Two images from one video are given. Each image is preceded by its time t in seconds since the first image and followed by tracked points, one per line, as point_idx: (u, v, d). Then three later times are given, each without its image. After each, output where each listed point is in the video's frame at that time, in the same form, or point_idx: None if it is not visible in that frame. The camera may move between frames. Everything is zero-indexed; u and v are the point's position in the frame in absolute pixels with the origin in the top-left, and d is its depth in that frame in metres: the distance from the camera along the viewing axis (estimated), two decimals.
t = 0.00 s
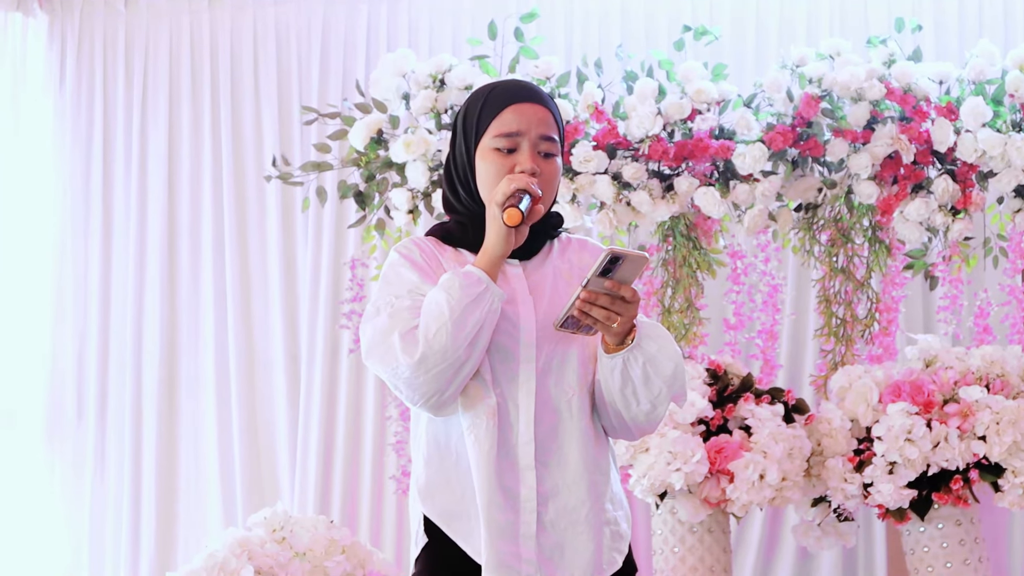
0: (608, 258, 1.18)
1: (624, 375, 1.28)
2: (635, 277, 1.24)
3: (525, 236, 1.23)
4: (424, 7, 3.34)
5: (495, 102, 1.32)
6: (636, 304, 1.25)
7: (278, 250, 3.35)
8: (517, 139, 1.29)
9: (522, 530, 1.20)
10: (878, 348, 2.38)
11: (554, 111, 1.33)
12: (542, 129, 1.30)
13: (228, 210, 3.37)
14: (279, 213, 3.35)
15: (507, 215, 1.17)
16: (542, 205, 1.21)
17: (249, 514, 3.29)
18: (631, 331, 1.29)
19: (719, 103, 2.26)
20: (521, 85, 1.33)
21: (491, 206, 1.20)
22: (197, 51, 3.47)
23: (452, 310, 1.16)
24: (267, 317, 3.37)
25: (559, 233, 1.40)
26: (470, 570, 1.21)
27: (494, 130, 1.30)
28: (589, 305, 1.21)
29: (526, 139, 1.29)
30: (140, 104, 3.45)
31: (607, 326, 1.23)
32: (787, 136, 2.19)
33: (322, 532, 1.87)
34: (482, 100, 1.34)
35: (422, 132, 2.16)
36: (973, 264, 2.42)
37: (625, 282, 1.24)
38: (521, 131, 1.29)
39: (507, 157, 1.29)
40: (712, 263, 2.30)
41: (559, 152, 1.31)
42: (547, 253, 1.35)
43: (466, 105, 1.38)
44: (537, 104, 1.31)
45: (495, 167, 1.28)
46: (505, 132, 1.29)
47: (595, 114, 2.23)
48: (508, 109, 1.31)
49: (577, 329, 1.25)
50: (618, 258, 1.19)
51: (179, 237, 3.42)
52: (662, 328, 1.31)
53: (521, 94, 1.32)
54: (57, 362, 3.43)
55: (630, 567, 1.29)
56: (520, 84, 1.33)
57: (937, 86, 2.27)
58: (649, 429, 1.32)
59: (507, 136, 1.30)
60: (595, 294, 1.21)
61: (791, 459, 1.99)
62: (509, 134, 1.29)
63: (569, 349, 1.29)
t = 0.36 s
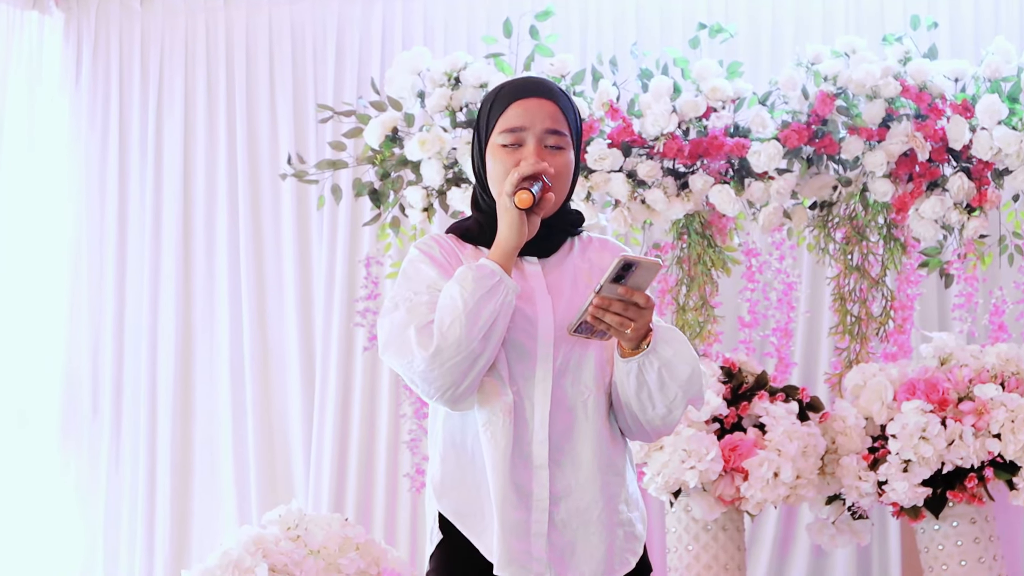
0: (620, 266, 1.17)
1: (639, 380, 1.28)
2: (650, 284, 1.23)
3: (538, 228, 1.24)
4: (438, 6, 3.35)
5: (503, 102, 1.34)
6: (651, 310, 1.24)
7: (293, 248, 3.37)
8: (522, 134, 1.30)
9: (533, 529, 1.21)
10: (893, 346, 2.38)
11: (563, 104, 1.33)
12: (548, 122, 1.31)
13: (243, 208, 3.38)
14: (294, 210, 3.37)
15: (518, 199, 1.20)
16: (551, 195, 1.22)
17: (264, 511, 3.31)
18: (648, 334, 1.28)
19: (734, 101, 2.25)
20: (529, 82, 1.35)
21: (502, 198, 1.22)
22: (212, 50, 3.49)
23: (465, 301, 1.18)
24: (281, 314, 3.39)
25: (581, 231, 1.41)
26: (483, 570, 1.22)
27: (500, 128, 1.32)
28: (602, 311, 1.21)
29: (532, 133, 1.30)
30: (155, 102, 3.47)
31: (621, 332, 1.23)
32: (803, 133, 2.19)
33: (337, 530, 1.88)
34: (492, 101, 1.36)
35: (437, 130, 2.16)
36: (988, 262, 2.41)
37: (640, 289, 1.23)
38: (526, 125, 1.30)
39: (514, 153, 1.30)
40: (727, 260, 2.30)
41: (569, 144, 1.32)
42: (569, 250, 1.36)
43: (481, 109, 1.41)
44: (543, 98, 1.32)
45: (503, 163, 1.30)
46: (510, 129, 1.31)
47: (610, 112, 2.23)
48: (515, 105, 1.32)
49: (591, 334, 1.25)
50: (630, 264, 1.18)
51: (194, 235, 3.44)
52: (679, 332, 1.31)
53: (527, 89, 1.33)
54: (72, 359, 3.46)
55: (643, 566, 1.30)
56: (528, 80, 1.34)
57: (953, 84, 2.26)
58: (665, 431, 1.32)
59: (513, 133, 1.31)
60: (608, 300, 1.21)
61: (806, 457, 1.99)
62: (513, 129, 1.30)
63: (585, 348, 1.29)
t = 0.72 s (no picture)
0: (628, 287, 1.17)
1: (645, 394, 1.28)
2: (658, 302, 1.22)
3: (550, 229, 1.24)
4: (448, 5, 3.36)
5: (512, 104, 1.35)
6: (658, 329, 1.24)
7: (304, 247, 3.38)
8: (531, 136, 1.31)
9: (536, 531, 1.21)
10: (903, 346, 2.37)
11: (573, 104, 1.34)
12: (557, 123, 1.31)
13: (253, 206, 3.40)
14: (304, 209, 3.38)
15: (532, 201, 1.20)
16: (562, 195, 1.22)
17: (275, 510, 3.32)
18: (656, 350, 1.28)
19: (744, 100, 2.25)
20: (538, 82, 1.35)
21: (514, 199, 1.22)
22: (223, 49, 3.50)
23: (476, 303, 1.18)
24: (291, 313, 3.40)
25: (598, 235, 1.41)
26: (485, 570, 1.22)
27: (509, 130, 1.33)
28: (610, 329, 1.21)
29: (541, 135, 1.31)
30: (166, 101, 3.49)
31: (628, 349, 1.23)
32: (813, 133, 2.19)
33: (347, 529, 1.89)
34: (503, 103, 1.37)
35: (447, 129, 2.17)
36: (999, 261, 2.41)
37: (647, 308, 1.23)
38: (535, 127, 1.31)
39: (523, 155, 1.30)
40: (737, 260, 2.30)
41: (580, 144, 1.32)
42: (585, 252, 1.37)
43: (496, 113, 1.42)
44: (552, 99, 1.33)
45: (512, 166, 1.31)
46: (518, 131, 1.31)
47: (621, 111, 2.23)
48: (523, 107, 1.33)
49: (599, 349, 1.25)
50: (639, 285, 1.18)
51: (204, 234, 3.45)
52: (688, 347, 1.30)
53: (535, 91, 1.34)
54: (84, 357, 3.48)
55: (652, 567, 1.30)
56: (538, 81, 1.35)
57: (963, 83, 2.25)
58: (671, 441, 1.32)
59: (522, 135, 1.32)
60: (615, 319, 1.21)
61: (816, 457, 1.99)
62: (521, 131, 1.31)
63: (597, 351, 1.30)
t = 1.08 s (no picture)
0: (635, 256, 1.19)
1: (656, 377, 1.28)
2: (664, 275, 1.24)
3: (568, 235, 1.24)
4: (456, 7, 3.36)
5: (537, 104, 1.35)
6: (666, 304, 1.25)
7: (312, 248, 3.38)
8: (555, 139, 1.31)
9: (551, 529, 1.22)
10: (912, 348, 2.37)
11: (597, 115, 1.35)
12: (581, 130, 1.32)
13: (261, 208, 3.40)
14: (313, 211, 3.38)
15: (564, 211, 1.18)
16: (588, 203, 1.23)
17: (283, 511, 3.33)
18: (664, 331, 1.29)
19: (752, 102, 2.26)
20: (564, 86, 1.36)
21: (537, 201, 1.22)
22: (231, 51, 3.51)
23: (492, 303, 1.18)
24: (299, 315, 3.41)
25: (602, 235, 1.42)
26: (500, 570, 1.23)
27: (533, 130, 1.33)
28: (618, 304, 1.21)
29: (564, 140, 1.31)
30: (175, 103, 3.50)
31: (637, 325, 1.23)
32: (821, 134, 2.19)
33: (355, 531, 1.89)
34: (526, 101, 1.37)
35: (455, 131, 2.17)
36: (1008, 263, 2.41)
37: (654, 281, 1.24)
38: (560, 131, 1.31)
39: (545, 157, 1.31)
40: (746, 261, 2.30)
41: (598, 154, 1.33)
42: (588, 253, 1.38)
43: (511, 108, 1.42)
44: (578, 106, 1.34)
45: (532, 165, 1.31)
46: (543, 132, 1.31)
47: (628, 113, 2.23)
48: (549, 109, 1.33)
49: (608, 330, 1.26)
50: (644, 255, 1.20)
51: (213, 236, 3.46)
52: (697, 331, 1.31)
53: (564, 95, 1.34)
54: (92, 358, 3.50)
55: (664, 568, 1.30)
56: (565, 85, 1.36)
57: (971, 84, 2.26)
58: (685, 432, 1.32)
59: (545, 136, 1.32)
60: (624, 294, 1.22)
61: (824, 458, 1.99)
62: (547, 133, 1.31)
63: (604, 349, 1.30)
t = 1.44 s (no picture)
0: (643, 261, 1.17)
1: (656, 385, 1.29)
2: (671, 282, 1.23)
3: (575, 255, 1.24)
4: (457, 11, 3.37)
5: (556, 114, 1.34)
6: (671, 310, 1.25)
7: (313, 252, 3.39)
8: (570, 155, 1.31)
9: (548, 539, 1.21)
10: (912, 352, 2.37)
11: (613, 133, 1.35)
12: (597, 149, 1.32)
13: (262, 212, 3.41)
14: (314, 215, 3.39)
15: (582, 251, 1.13)
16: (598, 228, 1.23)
17: (284, 514, 3.33)
18: (665, 341, 1.31)
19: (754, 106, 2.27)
20: (585, 99, 1.35)
21: (549, 224, 1.21)
22: (232, 54, 3.52)
23: (498, 325, 1.18)
24: (300, 319, 3.41)
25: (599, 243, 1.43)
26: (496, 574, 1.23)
27: (549, 141, 1.32)
28: (624, 311, 1.22)
29: (579, 156, 1.31)
30: (176, 106, 3.50)
31: (642, 331, 1.24)
32: (822, 138, 2.19)
33: (356, 534, 1.89)
34: (545, 108, 1.36)
35: (456, 135, 2.17)
36: (1008, 267, 2.41)
37: (661, 287, 1.23)
38: (576, 147, 1.31)
39: (558, 172, 1.30)
40: (746, 266, 2.30)
41: (610, 173, 1.33)
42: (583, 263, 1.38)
43: (528, 110, 1.41)
44: (596, 123, 1.33)
45: (543, 178, 1.31)
46: (560, 147, 1.31)
47: (630, 117, 2.24)
48: (568, 123, 1.33)
49: (612, 335, 1.26)
50: (652, 262, 1.18)
51: (214, 239, 3.47)
52: (696, 340, 1.32)
53: (583, 110, 1.34)
54: (93, 361, 3.50)
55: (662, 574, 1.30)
56: (586, 99, 1.35)
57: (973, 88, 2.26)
58: (678, 441, 1.33)
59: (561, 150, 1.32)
60: (630, 299, 1.22)
61: (825, 462, 1.99)
62: (562, 148, 1.31)
63: (601, 357, 1.31)
